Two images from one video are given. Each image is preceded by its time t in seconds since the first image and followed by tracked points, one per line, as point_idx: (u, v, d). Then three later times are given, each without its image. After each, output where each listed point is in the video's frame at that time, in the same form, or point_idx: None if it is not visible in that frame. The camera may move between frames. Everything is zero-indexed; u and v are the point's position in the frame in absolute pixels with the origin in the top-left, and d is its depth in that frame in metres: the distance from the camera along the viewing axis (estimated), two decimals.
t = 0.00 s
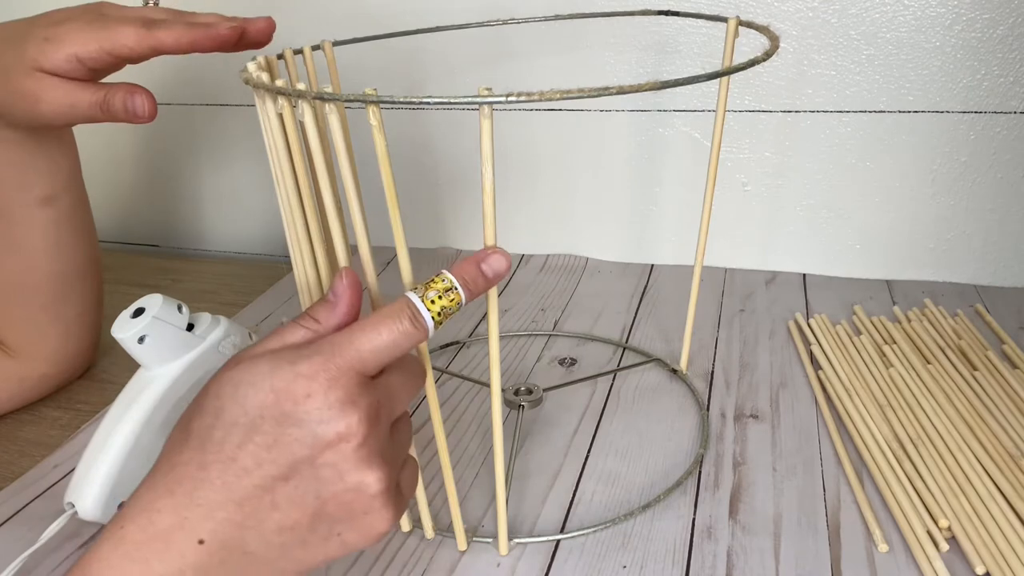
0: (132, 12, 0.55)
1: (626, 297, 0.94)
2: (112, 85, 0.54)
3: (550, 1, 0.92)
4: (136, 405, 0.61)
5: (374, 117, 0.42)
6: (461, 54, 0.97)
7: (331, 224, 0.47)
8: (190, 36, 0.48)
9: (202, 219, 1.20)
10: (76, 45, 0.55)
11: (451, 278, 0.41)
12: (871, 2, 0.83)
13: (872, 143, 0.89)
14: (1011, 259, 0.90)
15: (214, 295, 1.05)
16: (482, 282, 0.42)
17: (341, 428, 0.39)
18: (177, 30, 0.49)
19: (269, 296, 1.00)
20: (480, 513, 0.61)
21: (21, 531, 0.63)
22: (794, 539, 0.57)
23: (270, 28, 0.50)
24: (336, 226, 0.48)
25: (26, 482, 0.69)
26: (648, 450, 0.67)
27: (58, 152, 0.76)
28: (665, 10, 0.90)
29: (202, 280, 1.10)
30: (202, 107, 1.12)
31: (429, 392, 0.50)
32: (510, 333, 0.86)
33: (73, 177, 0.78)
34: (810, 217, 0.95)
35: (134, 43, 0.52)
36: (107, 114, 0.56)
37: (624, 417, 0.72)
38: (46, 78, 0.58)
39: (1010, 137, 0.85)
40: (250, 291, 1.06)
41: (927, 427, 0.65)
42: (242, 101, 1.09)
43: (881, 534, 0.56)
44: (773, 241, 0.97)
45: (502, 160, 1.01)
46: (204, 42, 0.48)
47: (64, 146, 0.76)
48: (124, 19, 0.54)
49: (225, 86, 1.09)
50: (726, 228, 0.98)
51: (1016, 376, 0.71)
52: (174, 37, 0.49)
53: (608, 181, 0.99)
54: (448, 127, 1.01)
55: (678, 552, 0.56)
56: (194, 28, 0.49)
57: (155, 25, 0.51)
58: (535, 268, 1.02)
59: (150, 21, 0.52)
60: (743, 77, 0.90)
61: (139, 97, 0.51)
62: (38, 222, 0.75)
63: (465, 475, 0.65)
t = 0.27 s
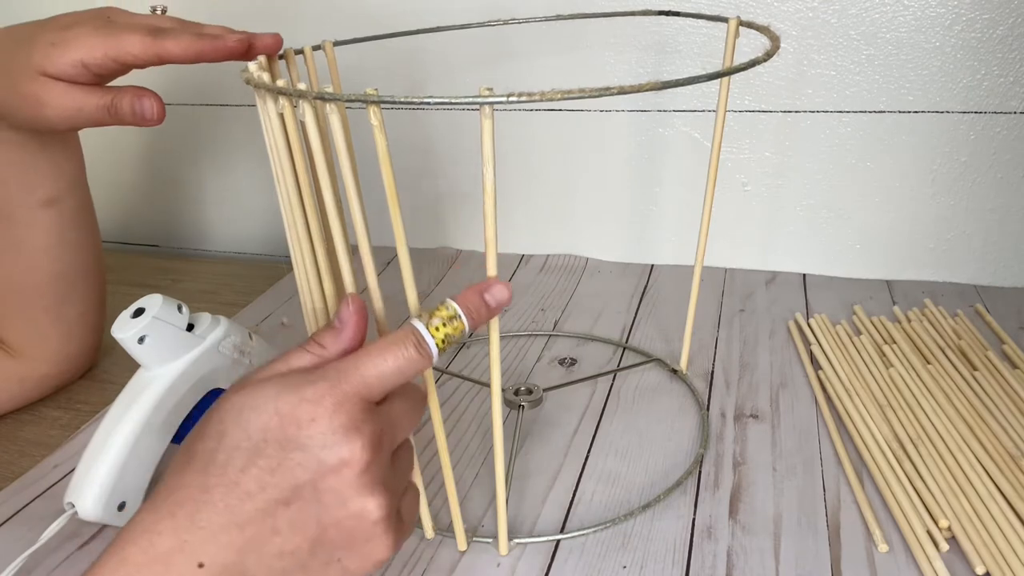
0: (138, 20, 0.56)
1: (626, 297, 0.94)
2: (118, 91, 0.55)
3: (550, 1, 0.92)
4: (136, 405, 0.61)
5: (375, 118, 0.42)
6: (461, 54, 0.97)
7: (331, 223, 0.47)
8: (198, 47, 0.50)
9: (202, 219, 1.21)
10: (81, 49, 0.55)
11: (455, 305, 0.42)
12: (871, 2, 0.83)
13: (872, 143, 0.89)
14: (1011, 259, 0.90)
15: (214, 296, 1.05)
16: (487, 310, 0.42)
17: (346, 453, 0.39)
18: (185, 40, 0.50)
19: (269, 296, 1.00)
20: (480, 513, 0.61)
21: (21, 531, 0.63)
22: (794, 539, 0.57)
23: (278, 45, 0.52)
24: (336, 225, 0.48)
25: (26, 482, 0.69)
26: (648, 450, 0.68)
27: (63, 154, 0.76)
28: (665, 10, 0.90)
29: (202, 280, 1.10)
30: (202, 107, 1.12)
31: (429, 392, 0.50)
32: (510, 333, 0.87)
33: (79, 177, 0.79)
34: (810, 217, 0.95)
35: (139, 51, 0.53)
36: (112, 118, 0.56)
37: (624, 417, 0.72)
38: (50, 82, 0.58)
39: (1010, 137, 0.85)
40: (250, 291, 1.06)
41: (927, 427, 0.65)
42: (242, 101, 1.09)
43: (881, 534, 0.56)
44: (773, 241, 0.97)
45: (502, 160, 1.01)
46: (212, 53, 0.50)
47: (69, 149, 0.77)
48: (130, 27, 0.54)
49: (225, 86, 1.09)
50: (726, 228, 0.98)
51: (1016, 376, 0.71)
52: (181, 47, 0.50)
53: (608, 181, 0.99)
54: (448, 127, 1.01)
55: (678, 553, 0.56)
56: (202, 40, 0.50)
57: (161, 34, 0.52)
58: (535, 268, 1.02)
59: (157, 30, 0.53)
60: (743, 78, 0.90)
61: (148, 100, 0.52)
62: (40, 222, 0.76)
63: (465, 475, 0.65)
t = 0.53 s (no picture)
0: (141, 18, 0.56)
1: (626, 297, 0.94)
2: (120, 86, 0.55)
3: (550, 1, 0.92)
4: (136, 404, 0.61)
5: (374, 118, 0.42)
6: (461, 54, 0.97)
7: (331, 223, 0.47)
8: (200, 49, 0.50)
9: (202, 219, 1.21)
10: (83, 46, 0.55)
11: (472, 420, 0.46)
12: (871, 2, 0.83)
13: (872, 143, 0.89)
14: (1011, 259, 0.90)
15: (213, 295, 1.05)
16: (497, 426, 0.47)
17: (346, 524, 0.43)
18: (187, 40, 0.50)
19: (269, 296, 1.00)
20: (480, 514, 0.61)
21: (20, 532, 0.63)
22: (794, 539, 0.57)
23: (277, 49, 0.53)
24: (336, 225, 0.47)
25: (25, 482, 0.69)
26: (648, 450, 0.68)
27: (65, 152, 0.76)
28: (665, 9, 0.90)
29: (201, 280, 1.10)
30: (201, 106, 1.12)
31: (429, 392, 0.49)
32: (510, 333, 0.86)
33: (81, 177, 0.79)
34: (809, 217, 0.95)
35: (141, 49, 0.53)
36: (113, 113, 0.56)
37: (624, 417, 0.72)
38: (50, 78, 0.58)
39: (1010, 136, 0.85)
40: (249, 291, 1.06)
41: (927, 427, 0.65)
42: (242, 100, 1.09)
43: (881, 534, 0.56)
44: (773, 241, 0.97)
45: (501, 159, 1.01)
46: (213, 56, 0.50)
47: (70, 146, 0.76)
48: (132, 24, 0.54)
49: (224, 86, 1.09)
50: (726, 228, 0.98)
51: (1016, 376, 0.71)
52: (183, 48, 0.50)
53: (608, 181, 0.99)
54: (448, 126, 1.01)
55: (678, 553, 0.56)
56: (204, 42, 0.50)
57: (164, 33, 0.52)
58: (534, 268, 1.02)
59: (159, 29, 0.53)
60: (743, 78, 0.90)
61: (150, 95, 0.52)
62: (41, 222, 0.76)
63: (465, 475, 0.65)
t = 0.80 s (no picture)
0: (141, 19, 0.56)
1: (626, 297, 0.94)
2: (121, 86, 0.55)
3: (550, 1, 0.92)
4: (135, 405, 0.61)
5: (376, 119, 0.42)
6: (461, 54, 0.97)
7: (331, 224, 0.47)
8: (201, 53, 0.50)
9: (202, 219, 1.21)
10: (84, 46, 0.55)
11: (419, 381, 0.47)
12: (871, 2, 0.83)
13: (872, 144, 0.89)
14: (1011, 259, 0.90)
15: (213, 295, 1.05)
16: (449, 377, 0.48)
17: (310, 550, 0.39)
18: (189, 43, 0.51)
19: (268, 296, 1.00)
20: (480, 513, 0.61)
21: (20, 532, 0.63)
22: (794, 539, 0.57)
23: (278, 50, 0.53)
24: (337, 227, 0.47)
25: (26, 482, 0.69)
26: (648, 450, 0.68)
27: (66, 152, 0.76)
28: (665, 9, 0.90)
29: (201, 280, 1.10)
30: (201, 106, 1.12)
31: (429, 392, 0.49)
32: (510, 333, 0.87)
33: (81, 176, 0.79)
34: (809, 217, 0.95)
35: (143, 50, 0.53)
36: (115, 113, 0.56)
37: (624, 417, 0.72)
38: (52, 78, 0.58)
39: (1010, 136, 0.85)
40: (249, 291, 1.06)
41: (927, 428, 0.65)
42: (242, 100, 1.09)
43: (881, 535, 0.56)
44: (773, 241, 0.97)
45: (501, 159, 1.01)
46: (215, 60, 0.50)
47: (71, 146, 0.76)
48: (134, 25, 0.55)
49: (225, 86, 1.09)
50: (726, 228, 0.98)
51: (1016, 376, 0.71)
52: (185, 50, 0.51)
53: (608, 181, 0.99)
54: (448, 126, 1.01)
55: (678, 553, 0.56)
56: (206, 47, 0.50)
57: (165, 34, 0.52)
58: (534, 268, 1.02)
59: (161, 30, 0.53)
60: (743, 78, 0.90)
61: (152, 95, 0.52)
62: (41, 221, 0.75)
63: (465, 475, 0.65)
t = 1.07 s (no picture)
0: (142, 19, 0.56)
1: (626, 297, 0.94)
2: (121, 86, 0.55)
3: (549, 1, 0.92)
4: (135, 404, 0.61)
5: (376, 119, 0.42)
6: (461, 54, 0.97)
7: (331, 223, 0.47)
8: (201, 53, 0.50)
9: (202, 219, 1.21)
10: (84, 46, 0.55)
11: (349, 322, 0.45)
12: (871, 2, 0.83)
13: (873, 144, 0.89)
14: (1011, 259, 0.90)
15: (213, 295, 1.05)
16: (377, 322, 0.46)
17: (255, 485, 0.43)
18: (189, 43, 0.51)
19: (268, 296, 1.00)
20: (480, 513, 0.61)
21: (21, 532, 0.63)
22: (794, 539, 0.57)
23: (277, 50, 0.52)
24: (336, 227, 0.47)
25: (26, 482, 0.69)
26: (647, 450, 0.68)
27: (66, 152, 0.76)
28: (665, 9, 0.90)
29: (202, 280, 1.10)
30: (201, 106, 1.12)
31: (429, 392, 0.49)
32: (510, 333, 0.87)
33: (81, 176, 0.79)
34: (810, 217, 0.95)
35: (142, 50, 0.53)
36: (115, 114, 0.56)
37: (623, 417, 0.72)
38: (52, 78, 0.58)
39: (1010, 136, 0.85)
40: (249, 291, 1.06)
41: (927, 428, 0.65)
42: (241, 100, 1.09)
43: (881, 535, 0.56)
44: (773, 241, 0.97)
45: (501, 159, 1.01)
46: (214, 60, 0.50)
47: (71, 146, 0.76)
48: (134, 25, 0.54)
49: (225, 86, 1.09)
50: (726, 227, 0.98)
51: (1016, 376, 0.71)
52: (185, 51, 0.51)
53: (608, 181, 0.99)
54: (448, 126, 1.01)
55: (677, 553, 0.56)
56: (206, 47, 0.50)
57: (165, 34, 0.52)
58: (534, 268, 1.02)
59: (161, 30, 0.53)
60: (743, 78, 0.90)
61: (152, 95, 0.52)
62: (41, 221, 0.75)
63: (465, 475, 0.65)
